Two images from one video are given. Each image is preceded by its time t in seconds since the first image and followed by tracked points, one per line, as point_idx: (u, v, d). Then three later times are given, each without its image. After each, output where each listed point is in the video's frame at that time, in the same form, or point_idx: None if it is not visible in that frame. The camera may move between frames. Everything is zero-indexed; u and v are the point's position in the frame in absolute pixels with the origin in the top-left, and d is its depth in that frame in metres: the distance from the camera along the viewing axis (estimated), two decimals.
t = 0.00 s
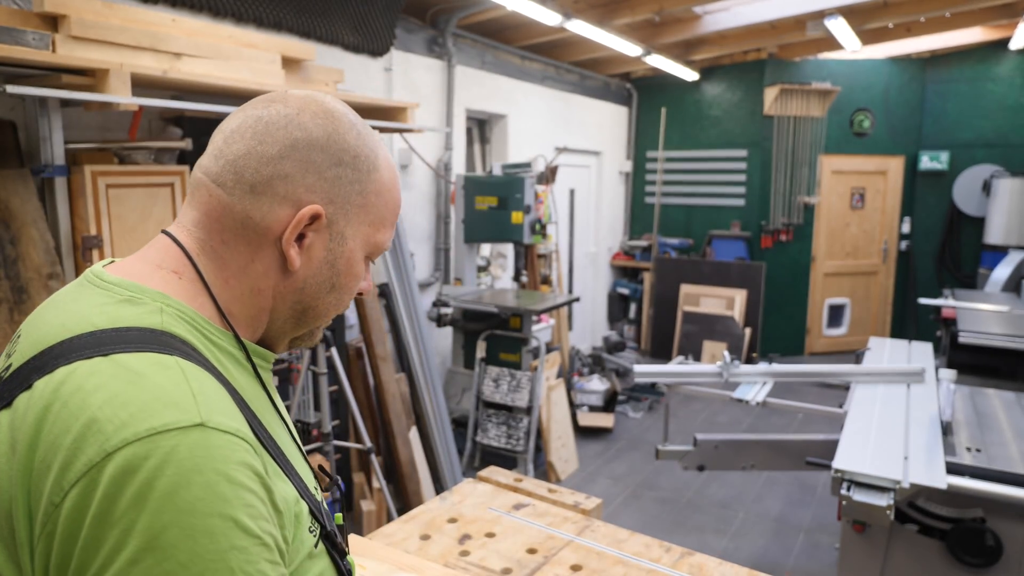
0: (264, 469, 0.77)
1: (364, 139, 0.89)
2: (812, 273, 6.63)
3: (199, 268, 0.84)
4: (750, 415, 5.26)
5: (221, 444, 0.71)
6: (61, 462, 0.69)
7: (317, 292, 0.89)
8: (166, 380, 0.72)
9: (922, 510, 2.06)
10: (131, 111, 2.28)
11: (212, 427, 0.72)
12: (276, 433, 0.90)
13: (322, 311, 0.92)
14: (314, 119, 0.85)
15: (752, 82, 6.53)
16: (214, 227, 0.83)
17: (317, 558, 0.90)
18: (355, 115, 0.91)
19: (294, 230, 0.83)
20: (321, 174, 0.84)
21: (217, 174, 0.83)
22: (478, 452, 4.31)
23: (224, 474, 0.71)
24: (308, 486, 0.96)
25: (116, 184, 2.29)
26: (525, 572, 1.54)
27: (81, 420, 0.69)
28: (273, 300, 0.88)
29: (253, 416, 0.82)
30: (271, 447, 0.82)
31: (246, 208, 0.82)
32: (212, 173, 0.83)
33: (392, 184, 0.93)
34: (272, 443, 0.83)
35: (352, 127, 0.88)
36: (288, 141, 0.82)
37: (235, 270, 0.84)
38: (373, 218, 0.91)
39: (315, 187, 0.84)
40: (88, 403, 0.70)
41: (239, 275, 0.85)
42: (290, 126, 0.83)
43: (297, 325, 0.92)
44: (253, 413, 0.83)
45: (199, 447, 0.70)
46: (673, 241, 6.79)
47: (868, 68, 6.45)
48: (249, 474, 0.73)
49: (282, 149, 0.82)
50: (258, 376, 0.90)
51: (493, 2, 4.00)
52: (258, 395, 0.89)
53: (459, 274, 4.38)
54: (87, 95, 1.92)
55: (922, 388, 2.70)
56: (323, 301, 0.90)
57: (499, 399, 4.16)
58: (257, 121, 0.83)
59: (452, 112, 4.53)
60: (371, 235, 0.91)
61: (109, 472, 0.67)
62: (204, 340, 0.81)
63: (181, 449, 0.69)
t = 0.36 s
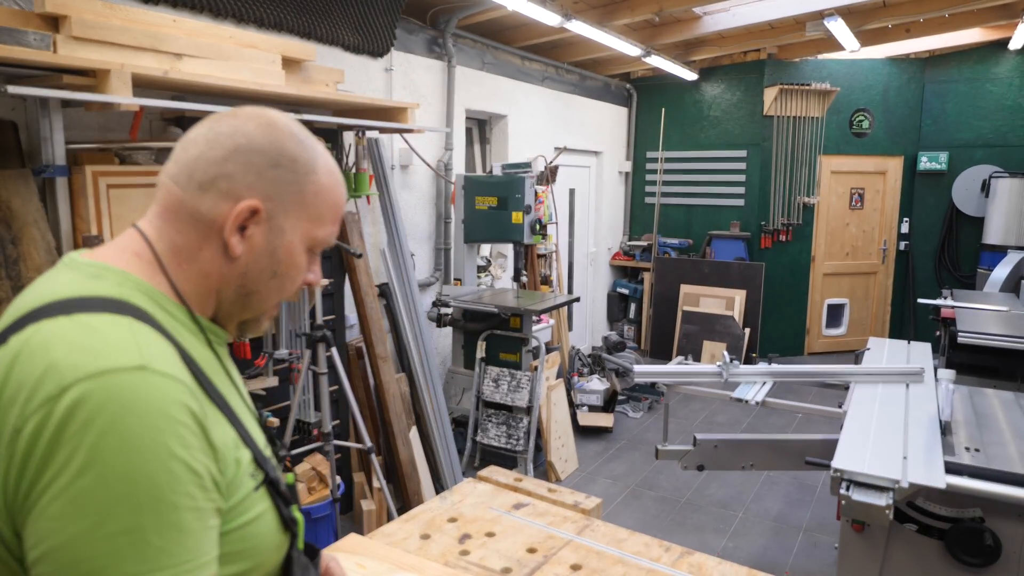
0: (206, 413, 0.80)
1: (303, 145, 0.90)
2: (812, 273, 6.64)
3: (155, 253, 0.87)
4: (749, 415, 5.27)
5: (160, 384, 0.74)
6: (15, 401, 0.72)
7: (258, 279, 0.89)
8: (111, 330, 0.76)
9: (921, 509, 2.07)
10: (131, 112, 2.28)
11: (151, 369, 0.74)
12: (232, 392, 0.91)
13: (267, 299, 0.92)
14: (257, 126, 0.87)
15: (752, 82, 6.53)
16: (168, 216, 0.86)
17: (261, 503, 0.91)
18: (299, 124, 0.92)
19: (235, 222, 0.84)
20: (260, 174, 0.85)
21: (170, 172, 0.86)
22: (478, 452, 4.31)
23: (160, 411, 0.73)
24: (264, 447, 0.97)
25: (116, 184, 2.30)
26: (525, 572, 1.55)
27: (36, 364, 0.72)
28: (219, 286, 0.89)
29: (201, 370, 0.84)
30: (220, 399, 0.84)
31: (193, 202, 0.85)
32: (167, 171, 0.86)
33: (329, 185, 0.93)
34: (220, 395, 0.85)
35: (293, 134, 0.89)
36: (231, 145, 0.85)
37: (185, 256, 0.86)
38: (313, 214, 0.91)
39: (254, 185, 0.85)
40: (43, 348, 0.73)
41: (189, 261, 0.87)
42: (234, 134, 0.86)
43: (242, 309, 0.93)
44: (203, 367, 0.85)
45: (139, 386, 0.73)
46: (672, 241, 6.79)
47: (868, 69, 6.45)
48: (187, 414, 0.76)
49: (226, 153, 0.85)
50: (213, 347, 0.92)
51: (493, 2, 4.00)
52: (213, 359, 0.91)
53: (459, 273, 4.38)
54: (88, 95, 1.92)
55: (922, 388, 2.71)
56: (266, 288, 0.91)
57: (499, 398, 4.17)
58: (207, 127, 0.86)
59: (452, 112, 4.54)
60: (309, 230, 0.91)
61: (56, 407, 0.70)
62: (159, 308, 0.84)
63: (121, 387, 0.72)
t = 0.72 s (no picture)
0: (201, 403, 0.79)
1: (290, 137, 0.86)
2: (812, 273, 6.64)
3: (149, 248, 0.87)
4: (749, 415, 5.27)
5: (154, 374, 0.74)
6: (11, 390, 0.73)
7: (245, 274, 0.87)
8: (104, 321, 0.76)
9: (921, 510, 2.07)
10: (131, 111, 2.28)
11: (144, 359, 0.74)
12: (233, 384, 0.90)
13: (256, 297, 0.89)
14: (241, 119, 0.85)
15: (752, 82, 6.53)
16: (157, 211, 0.86)
17: (263, 496, 0.90)
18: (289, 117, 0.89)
19: (215, 217, 0.83)
20: (241, 167, 0.83)
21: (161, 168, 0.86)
22: (478, 452, 4.31)
23: (153, 400, 0.73)
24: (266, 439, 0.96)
25: (116, 184, 2.30)
26: (525, 572, 1.54)
27: (32, 354, 0.73)
28: (209, 281, 0.88)
29: (197, 359, 0.83)
30: (218, 390, 0.84)
31: (178, 197, 0.84)
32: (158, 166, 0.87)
33: (319, 178, 0.89)
34: (216, 384, 0.84)
35: (279, 125, 0.86)
36: (213, 138, 0.83)
37: (175, 251, 0.86)
38: (299, 206, 0.87)
39: (236, 178, 0.83)
40: (40, 338, 0.73)
41: (178, 256, 0.86)
42: (217, 126, 0.84)
43: (234, 306, 0.90)
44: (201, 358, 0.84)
45: (131, 374, 0.73)
46: (672, 241, 6.78)
47: (868, 69, 6.45)
48: (181, 403, 0.76)
49: (208, 146, 0.83)
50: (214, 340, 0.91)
51: (493, 2, 4.00)
52: (214, 351, 0.90)
53: (459, 273, 4.38)
54: (88, 95, 1.92)
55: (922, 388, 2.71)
56: (253, 285, 0.88)
57: (499, 399, 4.17)
58: (193, 122, 0.85)
59: (452, 112, 4.54)
60: (297, 224, 0.87)
61: (50, 396, 0.71)
62: (156, 303, 0.84)
63: (114, 375, 0.72)
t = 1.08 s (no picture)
0: (258, 458, 0.70)
1: (344, 137, 0.76)
2: (812, 273, 6.64)
3: (184, 264, 0.76)
4: (749, 415, 5.27)
5: (210, 433, 0.65)
6: (43, 444, 0.63)
7: (292, 294, 0.76)
8: (149, 367, 0.65)
9: (921, 509, 2.07)
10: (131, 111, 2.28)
11: (199, 416, 0.65)
12: (279, 416, 0.81)
13: (302, 318, 0.79)
14: (289, 117, 0.74)
15: (752, 82, 6.53)
16: (191, 221, 0.75)
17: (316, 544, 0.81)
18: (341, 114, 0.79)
19: (259, 231, 0.72)
20: (289, 173, 0.72)
21: (194, 172, 0.75)
22: (478, 452, 4.31)
23: (212, 465, 0.64)
24: (311, 472, 0.87)
25: (116, 184, 2.30)
26: (525, 572, 1.54)
27: (67, 406, 0.63)
28: (250, 303, 0.77)
29: (247, 399, 0.73)
30: (273, 435, 0.75)
31: (216, 206, 0.73)
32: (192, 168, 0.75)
33: (375, 185, 0.79)
34: (269, 428, 0.75)
35: (331, 125, 0.76)
36: (257, 138, 0.72)
37: (213, 268, 0.75)
38: (353, 217, 0.77)
39: (284, 186, 0.72)
40: (74, 385, 0.63)
41: (216, 274, 0.75)
42: (262, 125, 0.73)
43: (277, 329, 0.80)
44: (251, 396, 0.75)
45: (183, 436, 0.63)
46: (673, 241, 6.78)
47: (868, 69, 6.45)
48: (239, 465, 0.66)
49: (251, 147, 0.72)
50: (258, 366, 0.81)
51: (493, 2, 3.99)
52: (258, 381, 0.80)
53: (459, 274, 4.38)
54: (88, 95, 1.93)
55: (922, 387, 2.71)
56: (300, 306, 0.77)
57: (499, 399, 4.17)
58: (233, 119, 0.74)
59: (452, 111, 4.54)
60: (350, 239, 0.77)
61: (91, 461, 0.61)
62: (200, 332, 0.73)
63: (165, 438, 0.62)
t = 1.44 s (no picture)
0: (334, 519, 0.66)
1: (424, 154, 0.72)
2: (812, 273, 6.64)
3: (241, 282, 0.71)
4: (750, 415, 5.27)
5: (294, 499, 0.60)
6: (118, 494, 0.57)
7: (358, 320, 0.73)
8: (234, 419, 0.60)
9: (921, 510, 2.07)
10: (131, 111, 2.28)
11: (284, 480, 0.59)
12: (333, 453, 0.76)
13: (364, 342, 0.76)
14: (369, 129, 0.69)
15: (752, 82, 6.53)
16: (253, 237, 0.70)
17: None
18: (420, 126, 0.74)
19: (330, 254, 0.68)
20: (366, 193, 0.68)
21: (259, 182, 0.70)
22: (478, 452, 4.31)
23: (296, 537, 0.59)
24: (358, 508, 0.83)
25: (116, 184, 2.29)
26: (525, 572, 1.54)
27: (148, 459, 0.57)
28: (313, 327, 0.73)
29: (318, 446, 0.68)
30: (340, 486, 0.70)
31: (283, 224, 0.69)
32: (256, 180, 0.71)
33: (451, 207, 0.75)
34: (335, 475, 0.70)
35: (412, 139, 0.71)
36: (333, 152, 0.67)
37: (275, 290, 0.71)
38: (428, 240, 0.73)
39: (358, 207, 0.68)
40: (155, 434, 0.57)
41: (278, 297, 0.71)
42: (339, 136, 0.68)
43: (337, 354, 0.76)
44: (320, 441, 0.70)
45: (270, 503, 0.58)
46: (673, 241, 6.78)
47: (868, 69, 6.46)
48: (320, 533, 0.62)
49: (325, 161, 0.67)
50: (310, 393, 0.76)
51: (493, 2, 3.99)
52: (315, 415, 0.75)
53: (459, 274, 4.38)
54: (86, 95, 1.92)
55: (921, 388, 2.71)
56: (365, 331, 0.74)
57: (499, 399, 4.17)
58: (308, 126, 0.69)
59: (452, 111, 4.53)
60: (422, 262, 0.74)
61: (171, 522, 0.56)
62: (265, 365, 0.68)
63: (254, 506, 0.57)
